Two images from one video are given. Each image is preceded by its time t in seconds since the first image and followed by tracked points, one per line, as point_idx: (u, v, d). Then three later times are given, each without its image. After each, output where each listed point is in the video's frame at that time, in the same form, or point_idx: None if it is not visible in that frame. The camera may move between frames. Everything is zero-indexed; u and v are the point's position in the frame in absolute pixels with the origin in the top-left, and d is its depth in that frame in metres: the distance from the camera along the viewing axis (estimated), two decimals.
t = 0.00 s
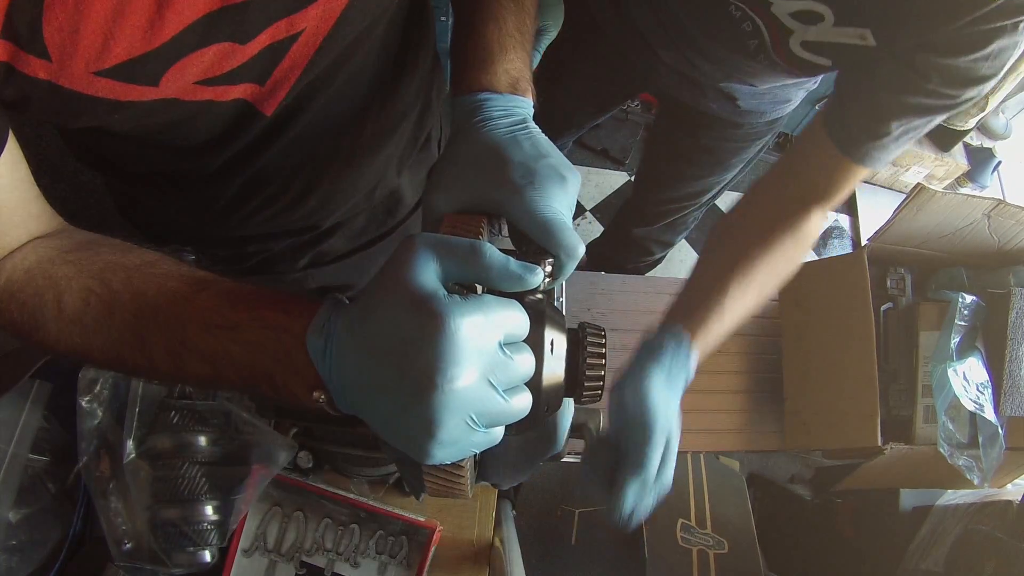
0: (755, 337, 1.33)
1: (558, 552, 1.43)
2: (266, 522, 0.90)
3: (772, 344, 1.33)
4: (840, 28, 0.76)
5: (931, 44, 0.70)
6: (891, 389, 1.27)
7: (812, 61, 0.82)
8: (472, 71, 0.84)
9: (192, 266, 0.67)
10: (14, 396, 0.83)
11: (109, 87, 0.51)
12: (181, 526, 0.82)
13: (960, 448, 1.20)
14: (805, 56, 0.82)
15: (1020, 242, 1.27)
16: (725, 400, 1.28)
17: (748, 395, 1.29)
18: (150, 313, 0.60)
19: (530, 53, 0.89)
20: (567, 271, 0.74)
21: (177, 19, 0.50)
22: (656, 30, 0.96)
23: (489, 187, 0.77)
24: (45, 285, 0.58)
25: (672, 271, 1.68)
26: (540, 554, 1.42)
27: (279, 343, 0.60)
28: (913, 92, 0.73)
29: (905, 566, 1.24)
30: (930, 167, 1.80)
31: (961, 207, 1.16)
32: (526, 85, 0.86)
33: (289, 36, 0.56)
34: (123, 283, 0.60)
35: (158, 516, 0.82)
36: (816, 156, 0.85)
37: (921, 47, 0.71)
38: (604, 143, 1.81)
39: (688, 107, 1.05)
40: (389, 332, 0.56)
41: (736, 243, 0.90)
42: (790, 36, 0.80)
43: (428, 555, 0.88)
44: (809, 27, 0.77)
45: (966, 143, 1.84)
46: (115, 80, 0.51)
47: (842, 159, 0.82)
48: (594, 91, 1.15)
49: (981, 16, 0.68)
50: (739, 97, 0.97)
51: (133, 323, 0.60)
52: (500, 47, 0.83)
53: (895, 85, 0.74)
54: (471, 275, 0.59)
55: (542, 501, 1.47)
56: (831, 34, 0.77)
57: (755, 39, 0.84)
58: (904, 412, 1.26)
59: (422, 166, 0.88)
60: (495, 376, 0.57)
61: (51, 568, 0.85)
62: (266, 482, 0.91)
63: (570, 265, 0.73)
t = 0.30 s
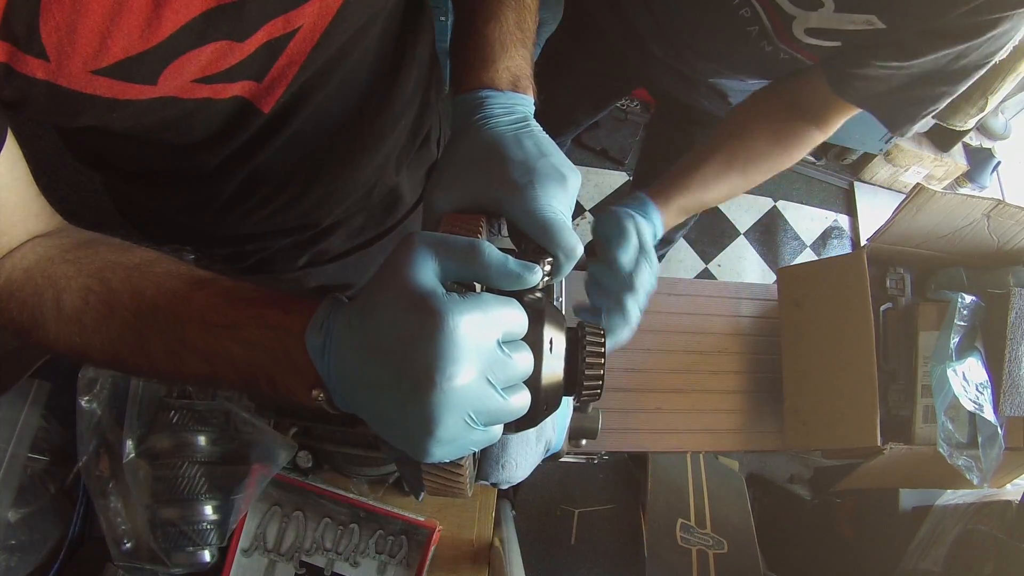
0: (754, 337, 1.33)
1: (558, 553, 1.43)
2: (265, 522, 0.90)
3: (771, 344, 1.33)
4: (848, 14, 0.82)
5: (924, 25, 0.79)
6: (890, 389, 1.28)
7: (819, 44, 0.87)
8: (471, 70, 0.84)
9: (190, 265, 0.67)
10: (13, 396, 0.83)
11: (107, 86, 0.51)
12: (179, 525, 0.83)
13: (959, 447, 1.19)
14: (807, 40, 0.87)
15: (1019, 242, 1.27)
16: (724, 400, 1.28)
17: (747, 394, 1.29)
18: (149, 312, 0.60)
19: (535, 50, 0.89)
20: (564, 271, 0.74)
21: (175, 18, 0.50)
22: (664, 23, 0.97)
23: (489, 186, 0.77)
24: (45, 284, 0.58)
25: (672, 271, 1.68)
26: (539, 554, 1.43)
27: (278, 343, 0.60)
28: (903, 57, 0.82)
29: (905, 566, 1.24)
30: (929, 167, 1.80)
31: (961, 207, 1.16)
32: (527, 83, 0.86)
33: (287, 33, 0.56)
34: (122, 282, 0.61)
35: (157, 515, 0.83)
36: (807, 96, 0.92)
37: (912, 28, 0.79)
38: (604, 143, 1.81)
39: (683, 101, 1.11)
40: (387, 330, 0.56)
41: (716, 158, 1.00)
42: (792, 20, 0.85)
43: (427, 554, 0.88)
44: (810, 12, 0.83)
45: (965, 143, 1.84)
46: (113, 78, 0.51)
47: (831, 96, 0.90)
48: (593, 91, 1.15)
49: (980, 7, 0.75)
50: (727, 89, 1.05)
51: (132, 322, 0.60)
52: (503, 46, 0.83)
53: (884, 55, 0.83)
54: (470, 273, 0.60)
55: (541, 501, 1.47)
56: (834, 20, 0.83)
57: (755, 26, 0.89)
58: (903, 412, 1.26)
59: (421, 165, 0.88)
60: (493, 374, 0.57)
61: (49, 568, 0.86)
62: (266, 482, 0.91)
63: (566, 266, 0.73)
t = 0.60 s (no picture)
0: (754, 337, 1.33)
1: (557, 552, 1.43)
2: (264, 522, 0.90)
3: (771, 344, 1.33)
4: None
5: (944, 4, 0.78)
6: (889, 389, 1.28)
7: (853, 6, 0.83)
8: (471, 71, 0.84)
9: (190, 265, 0.67)
10: (13, 396, 0.83)
11: (106, 88, 0.51)
12: (179, 525, 0.83)
13: (959, 448, 1.19)
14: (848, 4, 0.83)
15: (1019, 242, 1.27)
16: (724, 400, 1.28)
17: (747, 394, 1.29)
18: (148, 313, 0.60)
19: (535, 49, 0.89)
20: (562, 271, 0.74)
21: (173, 19, 0.50)
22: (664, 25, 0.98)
23: (489, 185, 0.77)
24: (45, 286, 0.59)
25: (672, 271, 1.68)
26: (539, 555, 1.42)
27: (277, 344, 0.60)
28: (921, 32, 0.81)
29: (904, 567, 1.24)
30: (929, 167, 1.79)
31: (961, 207, 1.16)
32: (528, 83, 0.86)
33: (286, 34, 0.56)
34: (122, 283, 0.60)
35: (157, 516, 0.84)
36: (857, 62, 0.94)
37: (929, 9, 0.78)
38: (603, 143, 1.81)
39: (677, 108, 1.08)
40: (387, 329, 0.56)
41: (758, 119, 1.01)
42: None
43: (426, 555, 0.88)
44: None
45: (965, 144, 1.84)
46: (113, 80, 0.51)
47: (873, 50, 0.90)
48: (593, 91, 1.15)
49: None
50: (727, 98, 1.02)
51: (131, 323, 0.60)
52: (503, 46, 0.83)
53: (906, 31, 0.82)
54: (469, 274, 0.59)
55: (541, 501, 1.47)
56: None
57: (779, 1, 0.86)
58: (901, 412, 1.26)
59: (421, 164, 0.88)
60: (493, 374, 0.57)
61: (49, 568, 0.86)
62: (267, 482, 0.90)
63: (564, 267, 0.73)
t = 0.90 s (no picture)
0: (754, 337, 1.33)
1: (556, 552, 1.43)
2: (264, 522, 0.90)
3: (771, 344, 1.33)
4: None
5: None
6: (889, 389, 1.28)
7: None
8: (471, 71, 0.84)
9: (190, 266, 0.67)
10: (12, 396, 0.83)
11: (104, 93, 0.51)
12: (178, 525, 0.84)
13: (958, 448, 1.19)
14: None
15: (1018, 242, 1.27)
16: (724, 400, 1.28)
17: (747, 395, 1.29)
18: (148, 314, 0.60)
19: (535, 49, 0.89)
20: (562, 271, 0.75)
21: (169, 25, 0.50)
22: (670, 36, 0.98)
23: (490, 184, 0.77)
24: (45, 288, 0.59)
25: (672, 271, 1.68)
26: (538, 555, 1.42)
27: (277, 345, 0.60)
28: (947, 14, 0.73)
29: (904, 567, 1.24)
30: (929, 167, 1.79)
31: (960, 207, 1.16)
32: (529, 82, 0.86)
33: (284, 38, 0.56)
34: (122, 285, 0.60)
35: (157, 516, 0.84)
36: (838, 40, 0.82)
37: None
38: (603, 143, 1.81)
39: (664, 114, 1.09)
40: (387, 330, 0.56)
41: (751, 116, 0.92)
42: None
43: (426, 555, 0.88)
44: None
45: (964, 144, 1.84)
46: (110, 86, 0.51)
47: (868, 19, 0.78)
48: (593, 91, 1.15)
49: None
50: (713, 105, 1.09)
51: (131, 325, 0.60)
52: (504, 47, 0.83)
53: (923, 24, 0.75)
54: (469, 274, 0.59)
55: (541, 500, 1.47)
56: None
57: None
58: (901, 413, 1.26)
59: (421, 164, 0.88)
60: (493, 374, 0.57)
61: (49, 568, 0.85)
62: (266, 481, 0.90)
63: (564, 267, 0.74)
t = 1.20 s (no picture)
0: (754, 337, 1.33)
1: (556, 553, 1.43)
2: (264, 523, 0.90)
3: (771, 343, 1.33)
4: None
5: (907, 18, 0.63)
6: (889, 389, 1.28)
7: None
8: (471, 72, 0.84)
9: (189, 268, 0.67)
10: (11, 397, 0.83)
11: (99, 99, 0.51)
12: (177, 525, 0.84)
13: (958, 448, 1.19)
14: None
15: (1018, 243, 1.27)
16: (724, 400, 1.28)
17: (746, 395, 1.29)
18: (147, 316, 0.59)
19: (535, 49, 0.89)
20: (559, 274, 0.76)
21: (165, 30, 0.49)
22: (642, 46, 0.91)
23: (490, 185, 0.77)
24: (45, 291, 0.59)
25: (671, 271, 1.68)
26: (538, 555, 1.43)
27: (276, 346, 0.60)
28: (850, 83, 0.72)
29: (904, 566, 1.24)
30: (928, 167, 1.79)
31: (959, 207, 1.16)
32: (529, 83, 0.86)
33: (280, 41, 0.56)
34: (122, 288, 0.60)
35: (157, 516, 0.84)
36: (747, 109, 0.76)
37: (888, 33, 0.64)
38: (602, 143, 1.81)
39: (640, 131, 1.02)
40: (386, 332, 0.56)
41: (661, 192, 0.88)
42: None
43: (426, 556, 0.88)
44: None
45: (964, 144, 1.84)
46: (106, 91, 0.50)
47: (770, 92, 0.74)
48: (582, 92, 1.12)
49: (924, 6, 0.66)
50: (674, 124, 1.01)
51: (132, 327, 0.60)
52: (504, 47, 0.83)
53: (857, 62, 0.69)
54: (469, 274, 0.59)
55: (540, 501, 1.47)
56: None
57: None
58: (901, 413, 1.26)
59: (421, 165, 0.88)
60: (492, 375, 0.57)
61: (48, 569, 0.86)
62: (266, 482, 0.90)
63: (562, 269, 0.75)
